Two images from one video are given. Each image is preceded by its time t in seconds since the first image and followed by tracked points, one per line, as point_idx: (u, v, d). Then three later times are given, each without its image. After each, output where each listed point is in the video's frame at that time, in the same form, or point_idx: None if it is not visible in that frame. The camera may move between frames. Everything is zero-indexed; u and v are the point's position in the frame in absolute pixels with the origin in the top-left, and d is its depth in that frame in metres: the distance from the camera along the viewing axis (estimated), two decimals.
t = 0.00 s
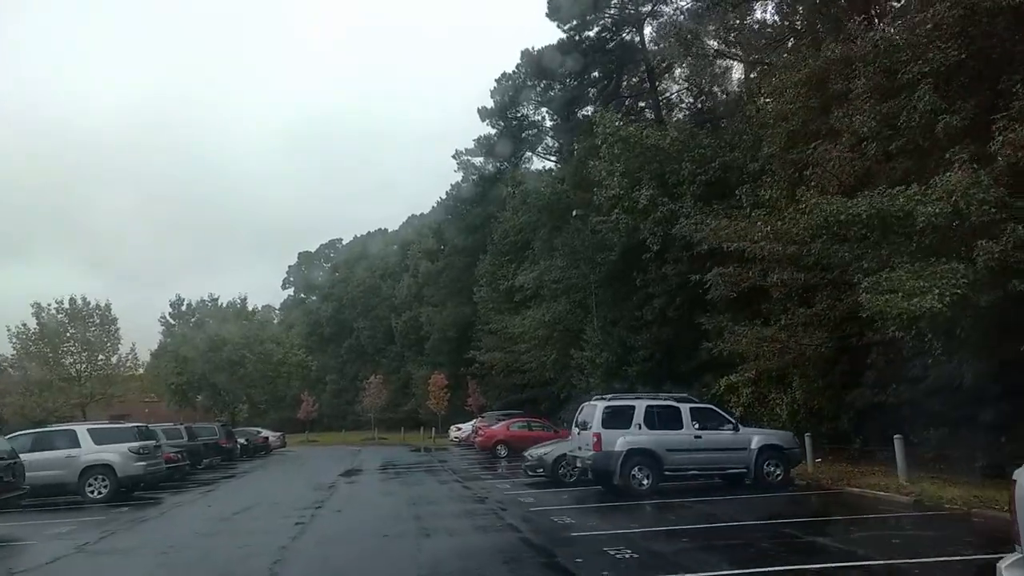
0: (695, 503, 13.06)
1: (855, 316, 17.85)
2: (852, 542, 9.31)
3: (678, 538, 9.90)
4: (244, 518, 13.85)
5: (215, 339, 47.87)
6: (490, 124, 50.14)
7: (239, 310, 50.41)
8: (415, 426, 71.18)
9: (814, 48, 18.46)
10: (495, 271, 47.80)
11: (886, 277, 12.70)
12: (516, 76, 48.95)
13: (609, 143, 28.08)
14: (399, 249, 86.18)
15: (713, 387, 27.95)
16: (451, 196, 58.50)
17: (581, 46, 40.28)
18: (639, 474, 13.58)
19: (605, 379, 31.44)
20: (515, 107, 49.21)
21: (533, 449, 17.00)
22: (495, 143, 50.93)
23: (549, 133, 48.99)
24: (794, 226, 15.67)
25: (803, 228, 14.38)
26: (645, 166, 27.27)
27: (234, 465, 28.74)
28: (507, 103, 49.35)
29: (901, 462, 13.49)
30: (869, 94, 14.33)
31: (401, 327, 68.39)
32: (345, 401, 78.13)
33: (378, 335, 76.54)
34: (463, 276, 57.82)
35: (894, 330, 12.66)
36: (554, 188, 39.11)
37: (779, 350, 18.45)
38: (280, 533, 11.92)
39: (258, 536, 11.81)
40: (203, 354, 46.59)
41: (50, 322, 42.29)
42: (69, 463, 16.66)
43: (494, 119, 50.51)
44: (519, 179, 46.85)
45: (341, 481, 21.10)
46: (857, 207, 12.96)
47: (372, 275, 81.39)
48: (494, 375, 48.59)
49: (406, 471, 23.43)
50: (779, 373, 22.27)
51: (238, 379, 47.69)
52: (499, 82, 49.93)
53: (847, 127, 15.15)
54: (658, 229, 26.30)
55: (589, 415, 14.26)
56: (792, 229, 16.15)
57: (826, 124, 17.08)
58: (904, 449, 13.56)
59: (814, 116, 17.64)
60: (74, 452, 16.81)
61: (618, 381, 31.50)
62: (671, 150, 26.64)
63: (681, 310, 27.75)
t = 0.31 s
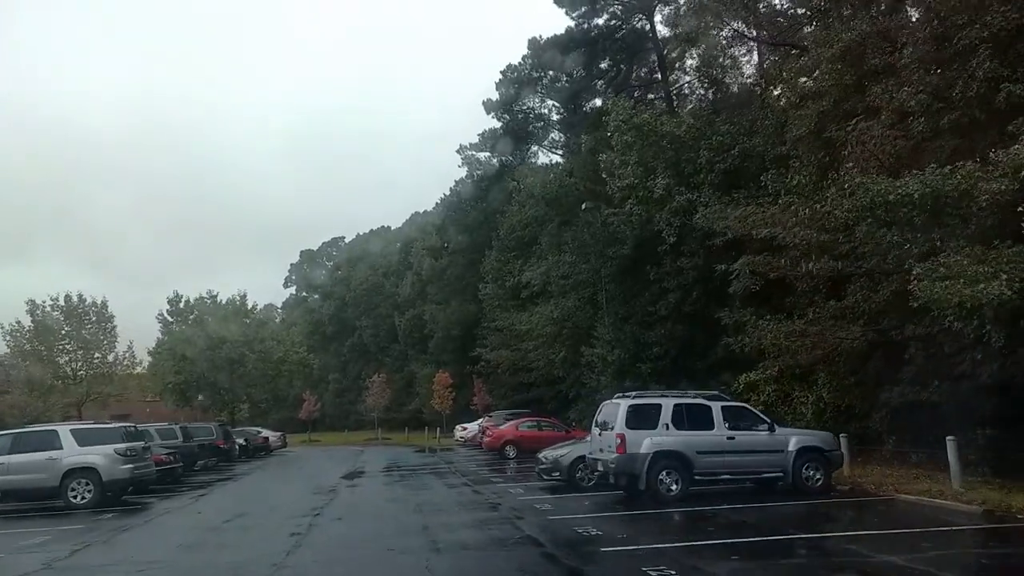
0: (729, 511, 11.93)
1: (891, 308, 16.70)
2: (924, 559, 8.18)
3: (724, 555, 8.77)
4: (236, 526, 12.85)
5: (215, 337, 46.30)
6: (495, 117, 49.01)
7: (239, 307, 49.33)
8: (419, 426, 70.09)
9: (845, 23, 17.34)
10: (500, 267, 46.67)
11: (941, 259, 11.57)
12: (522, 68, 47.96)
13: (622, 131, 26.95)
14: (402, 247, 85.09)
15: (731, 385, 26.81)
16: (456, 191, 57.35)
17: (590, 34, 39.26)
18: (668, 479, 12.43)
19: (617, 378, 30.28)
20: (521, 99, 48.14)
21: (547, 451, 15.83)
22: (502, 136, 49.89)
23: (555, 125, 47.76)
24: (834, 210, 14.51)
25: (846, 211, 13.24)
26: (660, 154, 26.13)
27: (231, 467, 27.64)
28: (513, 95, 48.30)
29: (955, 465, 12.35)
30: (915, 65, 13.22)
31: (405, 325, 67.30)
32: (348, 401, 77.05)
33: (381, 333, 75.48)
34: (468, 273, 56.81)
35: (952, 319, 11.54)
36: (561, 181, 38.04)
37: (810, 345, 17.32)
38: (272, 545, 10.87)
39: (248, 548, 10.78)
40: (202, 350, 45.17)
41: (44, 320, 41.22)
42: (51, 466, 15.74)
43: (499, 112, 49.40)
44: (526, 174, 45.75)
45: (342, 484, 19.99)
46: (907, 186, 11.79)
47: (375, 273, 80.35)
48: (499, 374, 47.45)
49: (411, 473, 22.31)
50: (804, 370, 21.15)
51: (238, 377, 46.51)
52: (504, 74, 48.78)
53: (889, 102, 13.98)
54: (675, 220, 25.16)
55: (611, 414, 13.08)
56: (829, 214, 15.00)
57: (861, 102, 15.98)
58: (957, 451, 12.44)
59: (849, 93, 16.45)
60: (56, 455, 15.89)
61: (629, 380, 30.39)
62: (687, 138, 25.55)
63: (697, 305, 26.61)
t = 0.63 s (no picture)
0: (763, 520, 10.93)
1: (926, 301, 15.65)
2: None
3: None
4: (225, 535, 11.90)
5: (212, 336, 45.15)
6: (499, 110, 48.07)
7: (237, 305, 48.33)
8: (421, 425, 69.11)
9: None
10: (504, 263, 45.66)
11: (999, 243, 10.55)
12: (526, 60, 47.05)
13: (633, 118, 25.90)
14: (403, 244, 84.07)
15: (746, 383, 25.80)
16: (459, 187, 56.28)
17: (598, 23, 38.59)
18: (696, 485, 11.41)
19: (627, 376, 29.25)
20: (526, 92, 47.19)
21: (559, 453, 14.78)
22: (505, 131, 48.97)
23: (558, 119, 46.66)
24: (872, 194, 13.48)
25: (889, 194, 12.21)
26: (673, 142, 25.06)
27: (227, 469, 26.64)
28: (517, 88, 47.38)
29: (1010, 472, 11.35)
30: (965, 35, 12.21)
31: (407, 323, 66.30)
32: (349, 400, 76.07)
33: (383, 332, 74.50)
34: (471, 270, 55.84)
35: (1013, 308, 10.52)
36: (566, 174, 37.02)
37: (839, 340, 16.27)
38: (263, 558, 9.88)
39: (234, 561, 9.80)
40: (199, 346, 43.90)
41: (37, 318, 40.21)
42: (29, 470, 14.92)
43: (502, 105, 48.34)
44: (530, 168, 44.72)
45: (341, 487, 19.00)
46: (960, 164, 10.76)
47: (377, 271, 79.42)
48: (503, 373, 46.43)
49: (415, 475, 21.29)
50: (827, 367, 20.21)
51: (237, 377, 45.51)
52: (509, 66, 47.80)
53: (932, 75, 12.98)
54: (690, 210, 24.07)
55: (632, 413, 12.02)
56: (865, 197, 13.98)
57: (895, 80, 14.95)
58: (1012, 456, 11.43)
59: (883, 69, 15.35)
60: (35, 458, 15.08)
61: (639, 378, 29.39)
62: (700, 125, 24.46)
63: (711, 301, 25.57)
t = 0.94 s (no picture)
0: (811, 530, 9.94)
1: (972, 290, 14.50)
2: None
3: None
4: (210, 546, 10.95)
5: (209, 332, 43.67)
6: (503, 101, 47.01)
7: (235, 301, 47.21)
8: (424, 424, 67.98)
9: None
10: (509, 258, 44.50)
11: None
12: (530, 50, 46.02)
13: (646, 103, 24.78)
14: (405, 241, 82.82)
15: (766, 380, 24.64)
16: (462, 180, 55.12)
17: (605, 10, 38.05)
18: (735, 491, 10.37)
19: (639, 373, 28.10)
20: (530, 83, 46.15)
21: (575, 455, 13.66)
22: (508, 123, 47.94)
23: (562, 110, 45.27)
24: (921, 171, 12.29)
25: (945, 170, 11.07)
26: (689, 127, 23.86)
27: (222, 471, 25.53)
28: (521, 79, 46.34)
29: None
30: None
31: (409, 320, 65.10)
32: (350, 399, 74.95)
33: (384, 330, 73.40)
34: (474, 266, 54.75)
35: None
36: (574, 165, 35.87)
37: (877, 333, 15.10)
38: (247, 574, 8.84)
39: None
40: (197, 344, 42.75)
41: (29, 314, 39.04)
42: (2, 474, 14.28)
43: (506, 96, 47.22)
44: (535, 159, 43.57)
45: (341, 491, 17.93)
46: None
47: (378, 268, 78.31)
48: (508, 370, 45.29)
49: (420, 478, 20.17)
50: (856, 362, 19.09)
51: (235, 375, 44.29)
52: (512, 56, 46.76)
53: (988, 39, 11.84)
54: (707, 196, 22.93)
55: (661, 412, 10.95)
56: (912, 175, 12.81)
57: (940, 49, 13.82)
58: None
59: (926, 38, 14.20)
60: (9, 460, 14.43)
61: (652, 374, 28.27)
62: (717, 109, 23.27)
63: (728, 293, 24.39)
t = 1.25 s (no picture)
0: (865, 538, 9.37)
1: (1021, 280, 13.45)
2: None
3: None
4: (190, 558, 10.05)
5: (206, 329, 42.55)
6: (506, 93, 45.96)
7: (233, 298, 46.18)
8: (426, 424, 66.95)
9: None
10: (513, 253, 43.50)
11: None
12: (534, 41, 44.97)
13: (659, 88, 23.71)
14: (406, 238, 81.76)
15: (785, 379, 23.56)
16: (465, 175, 54.12)
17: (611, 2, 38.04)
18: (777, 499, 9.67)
19: (649, 371, 27.14)
20: (534, 74, 45.10)
21: (590, 458, 12.65)
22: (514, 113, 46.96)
23: (568, 104, 44.37)
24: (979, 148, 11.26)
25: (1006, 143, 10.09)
26: (703, 113, 22.71)
27: (217, 472, 24.54)
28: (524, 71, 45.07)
29: None
30: None
31: (410, 318, 64.08)
32: (351, 398, 73.96)
33: (386, 328, 72.36)
34: (478, 263, 53.79)
35: None
36: (580, 157, 34.79)
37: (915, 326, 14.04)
38: None
39: None
40: (193, 342, 41.71)
41: (20, 311, 37.98)
42: None
43: (510, 87, 46.31)
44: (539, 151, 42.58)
45: (340, 495, 16.98)
46: None
47: (379, 266, 77.32)
48: (512, 369, 44.24)
49: (423, 481, 19.17)
50: (884, 359, 18.05)
51: (232, 373, 43.14)
52: (516, 47, 45.70)
53: None
54: (724, 185, 21.84)
55: (689, 411, 10.22)
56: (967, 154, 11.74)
57: (987, 17, 12.74)
58: None
59: (974, 6, 13.07)
60: None
61: (663, 372, 27.19)
62: (733, 94, 22.23)
63: (745, 287, 23.33)
